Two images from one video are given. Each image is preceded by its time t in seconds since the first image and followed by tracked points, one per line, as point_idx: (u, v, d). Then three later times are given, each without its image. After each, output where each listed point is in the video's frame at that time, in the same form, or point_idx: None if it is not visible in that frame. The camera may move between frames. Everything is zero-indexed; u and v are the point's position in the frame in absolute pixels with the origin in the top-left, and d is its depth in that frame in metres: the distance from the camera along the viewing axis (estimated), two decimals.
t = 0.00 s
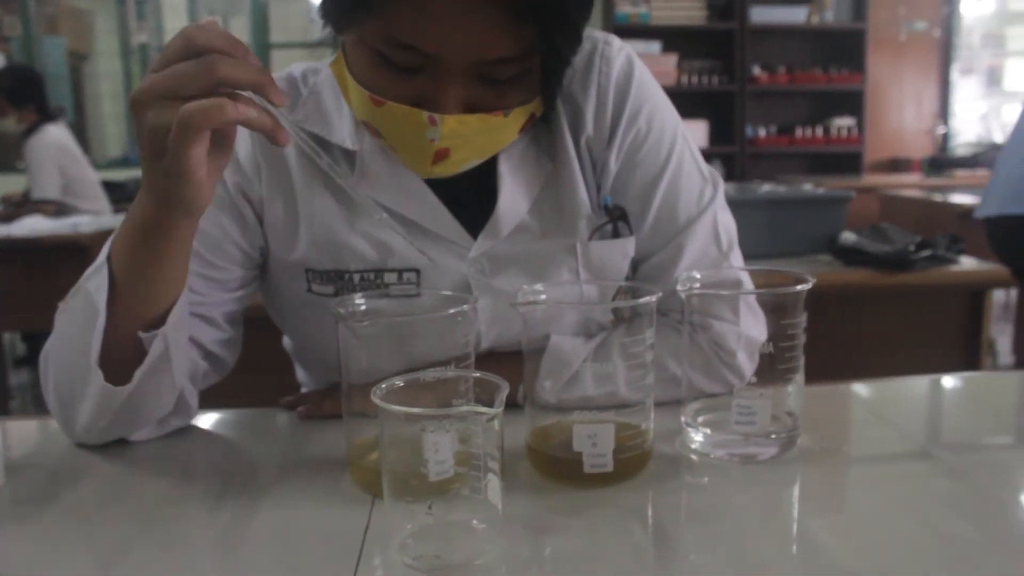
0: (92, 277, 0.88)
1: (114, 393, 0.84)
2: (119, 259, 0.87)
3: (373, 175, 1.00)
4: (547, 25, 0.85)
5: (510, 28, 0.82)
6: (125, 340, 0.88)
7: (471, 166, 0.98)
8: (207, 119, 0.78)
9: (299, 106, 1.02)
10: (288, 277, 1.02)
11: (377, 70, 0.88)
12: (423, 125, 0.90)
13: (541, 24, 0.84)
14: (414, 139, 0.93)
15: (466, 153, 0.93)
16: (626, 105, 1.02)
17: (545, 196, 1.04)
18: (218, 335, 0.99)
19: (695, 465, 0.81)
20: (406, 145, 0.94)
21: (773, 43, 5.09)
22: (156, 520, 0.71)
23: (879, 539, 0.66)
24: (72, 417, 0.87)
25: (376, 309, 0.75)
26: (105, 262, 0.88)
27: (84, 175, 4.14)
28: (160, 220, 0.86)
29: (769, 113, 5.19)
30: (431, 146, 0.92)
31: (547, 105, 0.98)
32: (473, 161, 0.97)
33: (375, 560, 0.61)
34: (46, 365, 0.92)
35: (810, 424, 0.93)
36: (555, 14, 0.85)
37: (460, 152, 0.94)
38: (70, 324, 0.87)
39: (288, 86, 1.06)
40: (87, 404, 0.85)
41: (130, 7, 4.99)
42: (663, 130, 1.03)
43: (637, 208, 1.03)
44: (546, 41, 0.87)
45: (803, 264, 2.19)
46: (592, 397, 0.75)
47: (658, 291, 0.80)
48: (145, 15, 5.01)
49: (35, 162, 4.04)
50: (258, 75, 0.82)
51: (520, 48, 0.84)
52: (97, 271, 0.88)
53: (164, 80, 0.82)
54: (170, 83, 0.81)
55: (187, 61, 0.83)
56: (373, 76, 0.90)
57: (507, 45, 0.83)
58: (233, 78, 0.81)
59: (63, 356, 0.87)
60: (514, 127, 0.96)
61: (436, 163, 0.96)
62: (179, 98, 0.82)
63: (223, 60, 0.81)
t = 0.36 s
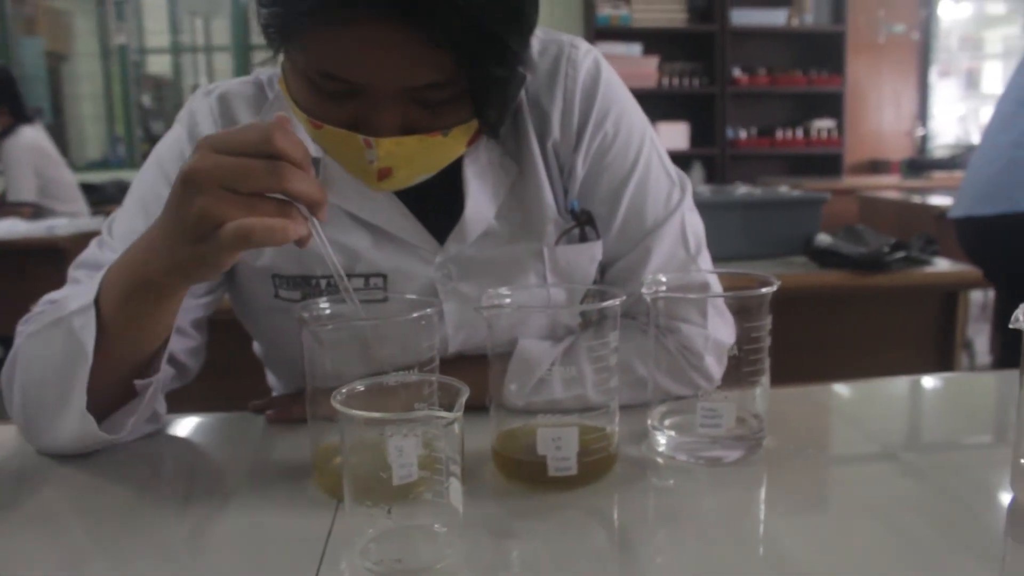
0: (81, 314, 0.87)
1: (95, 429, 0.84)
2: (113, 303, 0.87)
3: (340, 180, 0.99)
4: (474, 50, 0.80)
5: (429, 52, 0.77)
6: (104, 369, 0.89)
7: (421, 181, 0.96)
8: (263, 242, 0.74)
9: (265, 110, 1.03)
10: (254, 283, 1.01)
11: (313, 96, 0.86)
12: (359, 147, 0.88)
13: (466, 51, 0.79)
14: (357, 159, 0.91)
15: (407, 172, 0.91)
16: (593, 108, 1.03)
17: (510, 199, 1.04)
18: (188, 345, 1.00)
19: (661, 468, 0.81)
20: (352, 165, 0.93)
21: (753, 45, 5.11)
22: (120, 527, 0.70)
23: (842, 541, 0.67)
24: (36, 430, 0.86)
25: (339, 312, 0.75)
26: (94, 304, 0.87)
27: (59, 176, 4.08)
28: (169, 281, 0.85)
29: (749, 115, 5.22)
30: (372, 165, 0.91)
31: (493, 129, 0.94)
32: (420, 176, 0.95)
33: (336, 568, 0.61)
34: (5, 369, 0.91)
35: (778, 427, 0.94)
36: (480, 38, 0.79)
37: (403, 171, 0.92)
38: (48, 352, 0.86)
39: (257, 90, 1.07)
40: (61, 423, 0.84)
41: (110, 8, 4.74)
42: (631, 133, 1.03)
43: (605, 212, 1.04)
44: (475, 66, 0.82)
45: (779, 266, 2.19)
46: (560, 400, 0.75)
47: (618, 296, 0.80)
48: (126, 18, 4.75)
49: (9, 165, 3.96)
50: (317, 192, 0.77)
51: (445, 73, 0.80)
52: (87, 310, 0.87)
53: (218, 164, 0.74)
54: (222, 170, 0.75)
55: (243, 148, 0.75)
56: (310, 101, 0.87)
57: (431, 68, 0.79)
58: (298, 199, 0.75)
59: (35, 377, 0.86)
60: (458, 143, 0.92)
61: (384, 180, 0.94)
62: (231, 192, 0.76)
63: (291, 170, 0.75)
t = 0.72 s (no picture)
0: (64, 328, 0.86)
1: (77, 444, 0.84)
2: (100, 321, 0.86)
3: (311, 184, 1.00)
4: (439, 74, 0.78)
5: (391, 70, 0.76)
6: (83, 382, 0.89)
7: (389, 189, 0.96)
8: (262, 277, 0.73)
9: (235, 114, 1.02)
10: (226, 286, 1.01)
11: (278, 112, 0.85)
12: (324, 160, 0.89)
13: (430, 74, 0.78)
14: (325, 170, 0.92)
15: (374, 183, 0.92)
16: (563, 111, 1.03)
17: (479, 202, 1.04)
18: (165, 352, 1.01)
19: (630, 469, 0.82)
20: (320, 175, 0.93)
21: (736, 48, 5.13)
22: (88, 530, 0.70)
23: (807, 542, 0.68)
24: (8, 438, 0.86)
25: (307, 315, 0.76)
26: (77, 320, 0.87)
27: (40, 177, 3.99)
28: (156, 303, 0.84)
29: (732, 118, 5.23)
30: (339, 177, 0.92)
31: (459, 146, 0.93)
32: (388, 185, 0.96)
33: (302, 570, 0.61)
34: None
35: (748, 428, 0.94)
36: (444, 62, 0.77)
37: (370, 181, 0.93)
38: (25, 365, 0.86)
39: (229, 93, 1.07)
40: (39, 435, 0.84)
41: (91, 9, 4.64)
42: (601, 135, 1.03)
43: (576, 214, 1.04)
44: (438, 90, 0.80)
45: (757, 268, 2.20)
46: (531, 402, 0.76)
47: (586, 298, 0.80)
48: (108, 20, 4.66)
49: None
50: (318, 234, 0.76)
51: (405, 87, 0.79)
52: (69, 325, 0.86)
53: (226, 198, 0.74)
54: (229, 204, 0.74)
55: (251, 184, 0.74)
56: (275, 116, 0.87)
57: (393, 85, 0.78)
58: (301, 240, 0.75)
59: (11, 388, 0.86)
60: (424, 154, 0.93)
61: (351, 189, 0.95)
62: (235, 224, 0.75)
63: (297, 211, 0.74)
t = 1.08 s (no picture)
0: (30, 338, 0.86)
1: (48, 454, 0.83)
2: (75, 330, 0.86)
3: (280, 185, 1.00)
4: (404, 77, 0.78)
5: (356, 74, 0.76)
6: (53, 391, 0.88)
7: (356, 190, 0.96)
8: (238, 295, 0.74)
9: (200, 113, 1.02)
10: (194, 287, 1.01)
11: (243, 116, 0.85)
12: (291, 163, 0.89)
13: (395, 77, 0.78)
14: (291, 173, 0.92)
15: (340, 185, 0.92)
16: (530, 110, 1.03)
17: (446, 202, 1.04)
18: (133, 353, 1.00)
19: (595, 468, 0.82)
20: (287, 178, 0.93)
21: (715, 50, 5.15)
22: (50, 530, 0.70)
23: (771, 539, 0.68)
24: None
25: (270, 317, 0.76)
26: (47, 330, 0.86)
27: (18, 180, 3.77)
28: (131, 316, 0.84)
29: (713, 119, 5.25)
30: (306, 180, 0.91)
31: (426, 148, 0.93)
32: (356, 186, 0.95)
33: (263, 569, 0.61)
34: None
35: (714, 426, 0.95)
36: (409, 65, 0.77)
37: (337, 184, 0.93)
38: None
39: (194, 92, 1.07)
40: (7, 444, 0.84)
41: (69, 9, 4.52)
42: (569, 135, 1.04)
43: (544, 214, 1.05)
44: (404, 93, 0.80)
45: (732, 268, 2.22)
46: (498, 402, 0.76)
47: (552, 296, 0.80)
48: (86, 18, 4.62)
49: None
50: (296, 255, 0.77)
51: (369, 91, 0.79)
52: (37, 334, 0.86)
53: (205, 214, 0.75)
54: (208, 221, 0.75)
55: (230, 202, 0.75)
56: (240, 118, 0.87)
57: (357, 89, 0.78)
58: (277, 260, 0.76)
59: None
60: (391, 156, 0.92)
61: (318, 192, 0.95)
62: (213, 241, 0.76)
63: (275, 232, 0.75)
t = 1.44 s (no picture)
0: None
1: (14, 455, 0.82)
2: (42, 331, 0.85)
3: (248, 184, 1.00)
4: (370, 77, 0.78)
5: (320, 72, 0.76)
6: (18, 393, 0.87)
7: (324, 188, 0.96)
8: (206, 298, 0.73)
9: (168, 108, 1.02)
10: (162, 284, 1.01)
11: (207, 113, 0.85)
12: (257, 162, 0.88)
13: (360, 77, 0.78)
14: (257, 172, 0.91)
15: (307, 184, 0.91)
16: (499, 107, 1.03)
17: (415, 200, 1.05)
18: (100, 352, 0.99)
19: (563, 465, 0.82)
20: (253, 177, 0.93)
21: (697, 49, 5.17)
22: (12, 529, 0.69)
23: (736, 535, 0.69)
24: None
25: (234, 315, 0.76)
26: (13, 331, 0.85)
27: None
28: (98, 317, 0.83)
29: (694, 117, 5.27)
30: (273, 179, 0.91)
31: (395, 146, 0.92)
32: (324, 184, 0.95)
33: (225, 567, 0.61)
34: None
35: (684, 423, 0.96)
36: (375, 65, 0.77)
37: (305, 182, 0.92)
38: None
39: (162, 88, 1.06)
40: None
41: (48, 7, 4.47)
42: (538, 132, 1.04)
43: (513, 210, 1.05)
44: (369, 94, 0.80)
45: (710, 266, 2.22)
46: (468, 401, 0.76)
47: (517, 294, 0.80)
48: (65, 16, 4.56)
49: None
50: (265, 259, 0.77)
51: (335, 90, 0.79)
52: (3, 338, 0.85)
53: (175, 217, 0.74)
54: (177, 224, 0.74)
55: (199, 205, 0.75)
56: (205, 116, 0.86)
57: (323, 88, 0.78)
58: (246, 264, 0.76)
59: None
60: (358, 155, 0.92)
61: (286, 190, 0.94)
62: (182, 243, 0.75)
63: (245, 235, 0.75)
